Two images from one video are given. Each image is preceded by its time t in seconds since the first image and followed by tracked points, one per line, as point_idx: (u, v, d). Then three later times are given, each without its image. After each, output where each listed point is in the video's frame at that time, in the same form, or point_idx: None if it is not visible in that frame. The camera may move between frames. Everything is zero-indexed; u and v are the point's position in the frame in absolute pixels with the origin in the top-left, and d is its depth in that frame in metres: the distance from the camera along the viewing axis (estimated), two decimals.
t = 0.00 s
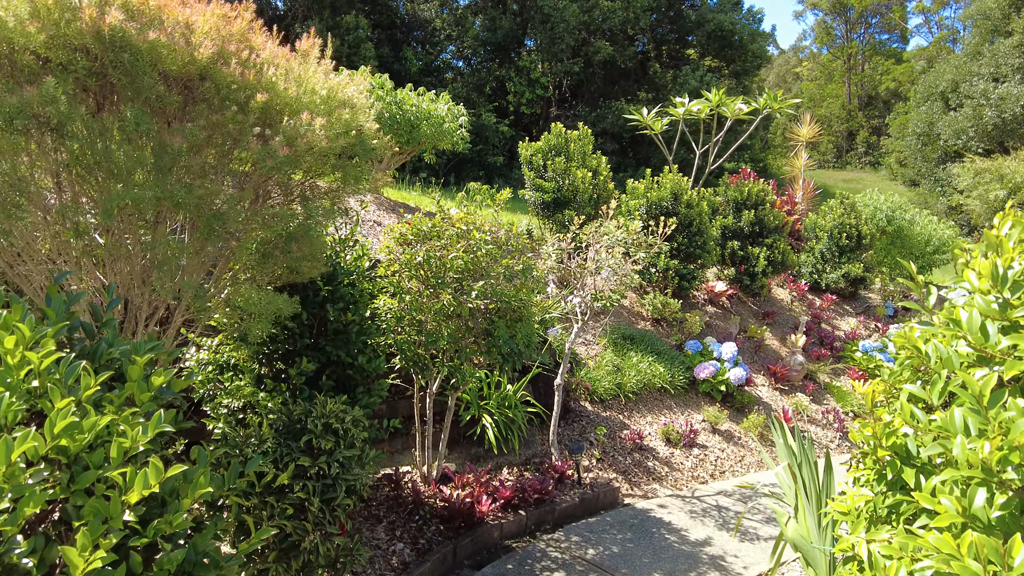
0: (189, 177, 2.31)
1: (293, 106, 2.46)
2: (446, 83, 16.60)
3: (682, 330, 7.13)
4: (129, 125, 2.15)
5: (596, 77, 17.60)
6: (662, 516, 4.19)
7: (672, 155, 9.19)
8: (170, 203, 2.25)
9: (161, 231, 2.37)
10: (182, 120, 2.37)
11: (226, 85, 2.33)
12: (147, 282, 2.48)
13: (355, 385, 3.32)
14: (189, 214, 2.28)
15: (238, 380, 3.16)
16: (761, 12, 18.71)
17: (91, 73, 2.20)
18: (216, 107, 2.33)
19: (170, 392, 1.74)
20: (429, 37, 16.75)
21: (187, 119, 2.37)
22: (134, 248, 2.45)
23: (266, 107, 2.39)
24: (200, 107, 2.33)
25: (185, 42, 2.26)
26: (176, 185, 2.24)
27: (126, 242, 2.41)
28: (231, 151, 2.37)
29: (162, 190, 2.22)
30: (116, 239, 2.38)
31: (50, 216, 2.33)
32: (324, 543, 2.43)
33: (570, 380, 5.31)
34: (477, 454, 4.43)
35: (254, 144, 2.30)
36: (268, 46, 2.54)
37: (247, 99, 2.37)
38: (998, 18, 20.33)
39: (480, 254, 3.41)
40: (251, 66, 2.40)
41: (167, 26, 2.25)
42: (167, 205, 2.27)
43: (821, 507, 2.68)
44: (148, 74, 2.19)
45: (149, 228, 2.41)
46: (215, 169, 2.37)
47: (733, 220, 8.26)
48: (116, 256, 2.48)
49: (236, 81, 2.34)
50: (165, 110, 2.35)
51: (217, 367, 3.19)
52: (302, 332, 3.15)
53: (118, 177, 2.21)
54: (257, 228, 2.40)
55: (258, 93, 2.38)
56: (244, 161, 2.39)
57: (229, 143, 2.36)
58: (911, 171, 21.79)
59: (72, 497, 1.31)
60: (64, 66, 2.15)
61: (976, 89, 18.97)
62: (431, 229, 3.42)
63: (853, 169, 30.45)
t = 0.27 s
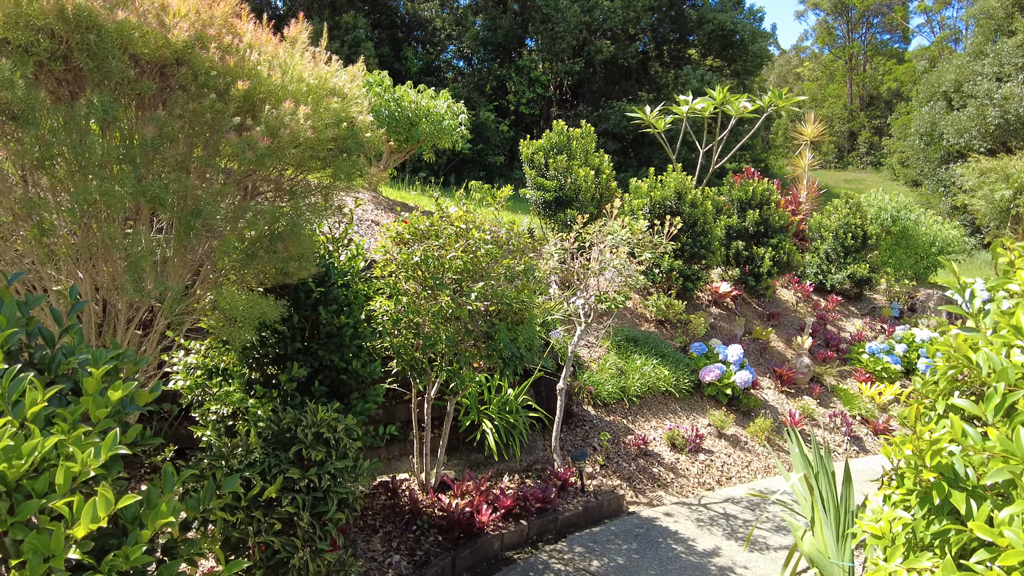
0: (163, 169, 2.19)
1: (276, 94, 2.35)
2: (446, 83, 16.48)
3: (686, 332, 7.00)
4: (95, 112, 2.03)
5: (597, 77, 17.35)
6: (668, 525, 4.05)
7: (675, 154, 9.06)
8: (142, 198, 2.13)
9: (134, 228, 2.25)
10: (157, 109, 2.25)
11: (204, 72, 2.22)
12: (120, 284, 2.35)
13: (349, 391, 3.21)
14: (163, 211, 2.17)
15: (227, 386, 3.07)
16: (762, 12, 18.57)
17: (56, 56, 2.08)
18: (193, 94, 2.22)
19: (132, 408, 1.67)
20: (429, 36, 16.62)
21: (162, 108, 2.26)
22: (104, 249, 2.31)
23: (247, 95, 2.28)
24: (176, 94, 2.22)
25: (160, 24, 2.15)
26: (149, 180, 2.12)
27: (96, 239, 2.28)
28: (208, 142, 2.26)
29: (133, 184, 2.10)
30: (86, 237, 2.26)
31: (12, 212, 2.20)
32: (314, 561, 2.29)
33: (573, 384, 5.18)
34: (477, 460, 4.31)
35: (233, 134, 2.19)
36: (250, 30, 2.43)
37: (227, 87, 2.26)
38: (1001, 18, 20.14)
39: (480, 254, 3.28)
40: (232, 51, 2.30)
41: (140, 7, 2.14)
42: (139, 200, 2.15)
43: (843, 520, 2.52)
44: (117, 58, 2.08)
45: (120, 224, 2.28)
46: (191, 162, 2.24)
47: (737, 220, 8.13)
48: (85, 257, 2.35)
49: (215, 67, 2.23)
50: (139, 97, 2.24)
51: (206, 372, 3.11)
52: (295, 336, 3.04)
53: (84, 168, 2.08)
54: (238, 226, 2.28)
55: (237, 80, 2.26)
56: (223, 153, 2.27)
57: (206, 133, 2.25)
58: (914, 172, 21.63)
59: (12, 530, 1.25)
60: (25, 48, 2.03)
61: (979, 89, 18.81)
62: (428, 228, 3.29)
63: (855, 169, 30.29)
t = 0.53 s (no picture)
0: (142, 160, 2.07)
1: (267, 81, 2.25)
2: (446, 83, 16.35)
3: (691, 333, 6.88)
4: (69, 97, 1.90)
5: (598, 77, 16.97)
6: (676, 533, 3.93)
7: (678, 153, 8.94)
8: (123, 191, 2.02)
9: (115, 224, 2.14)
10: (139, 94, 2.14)
11: (190, 55, 2.11)
12: (99, 282, 2.24)
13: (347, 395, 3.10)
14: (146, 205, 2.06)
15: (220, 391, 2.98)
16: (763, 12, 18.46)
17: (25, 33, 1.94)
18: (176, 78, 2.10)
19: (102, 420, 1.58)
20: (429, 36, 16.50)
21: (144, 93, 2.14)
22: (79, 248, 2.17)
23: (236, 81, 2.18)
24: (160, 79, 2.10)
25: None
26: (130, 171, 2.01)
27: (70, 237, 2.14)
28: (195, 131, 2.15)
29: (113, 176, 1.99)
30: (63, 232, 2.14)
31: None
32: None
33: (576, 387, 5.07)
34: (479, 466, 4.20)
35: (222, 123, 2.09)
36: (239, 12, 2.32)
37: (215, 71, 2.15)
38: (1003, 18, 19.98)
39: (483, 253, 3.16)
40: (219, 34, 2.19)
41: None
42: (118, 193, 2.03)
43: (865, 532, 2.38)
44: (94, 38, 1.95)
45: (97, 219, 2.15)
46: (175, 152, 2.13)
47: (742, 220, 8.01)
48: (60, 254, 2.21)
49: (201, 51, 2.12)
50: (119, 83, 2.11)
51: (197, 375, 3.01)
52: (290, 338, 2.93)
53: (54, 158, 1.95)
54: (227, 222, 2.18)
55: (224, 65, 2.15)
56: (210, 144, 2.16)
57: (193, 122, 2.13)
58: (915, 172, 21.52)
59: None
60: None
61: (981, 88, 18.69)
62: (429, 226, 3.17)
63: (855, 170, 30.20)
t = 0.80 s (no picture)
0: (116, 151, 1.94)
1: (253, 65, 2.12)
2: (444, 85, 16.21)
3: (694, 337, 6.76)
4: (32, 79, 1.76)
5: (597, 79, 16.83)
6: (683, 544, 3.80)
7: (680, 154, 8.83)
8: (94, 185, 1.88)
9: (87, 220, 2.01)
10: (114, 80, 2.00)
11: (170, 37, 1.98)
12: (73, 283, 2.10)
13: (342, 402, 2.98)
14: (120, 199, 1.92)
15: (208, 399, 2.86)
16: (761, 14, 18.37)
17: None
18: (153, 62, 1.97)
19: (55, 443, 1.57)
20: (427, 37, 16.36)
21: (120, 79, 2.01)
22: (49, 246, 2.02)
23: (220, 65, 2.04)
24: (136, 63, 1.97)
25: None
26: (100, 162, 1.87)
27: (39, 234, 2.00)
28: (173, 120, 2.01)
29: (82, 167, 1.85)
30: (32, 229, 2.00)
31: None
32: None
33: (579, 393, 4.95)
34: (479, 474, 4.07)
35: (203, 109, 1.95)
36: None
37: (196, 54, 2.01)
38: (1002, 20, 19.86)
39: (485, 255, 3.03)
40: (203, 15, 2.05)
41: None
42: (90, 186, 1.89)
43: (889, 549, 2.26)
44: (62, 17, 1.81)
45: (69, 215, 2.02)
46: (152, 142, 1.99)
47: (745, 222, 7.90)
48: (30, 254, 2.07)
49: (181, 33, 1.98)
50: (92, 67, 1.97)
51: (185, 382, 2.89)
52: (282, 344, 2.81)
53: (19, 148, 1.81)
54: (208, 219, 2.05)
55: (207, 47, 2.02)
56: (190, 134, 2.03)
57: (171, 109, 2.00)
58: (914, 175, 21.45)
59: None
60: None
61: (981, 90, 18.63)
62: (428, 226, 3.05)
63: (853, 172, 30.11)
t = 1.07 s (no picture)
0: (73, 136, 1.80)
1: (228, 47, 2.01)
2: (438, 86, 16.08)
3: (692, 339, 6.65)
4: None
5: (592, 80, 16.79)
6: (685, 553, 3.68)
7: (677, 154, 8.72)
8: (50, 173, 1.75)
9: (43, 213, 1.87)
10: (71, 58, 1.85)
11: (136, 13, 1.86)
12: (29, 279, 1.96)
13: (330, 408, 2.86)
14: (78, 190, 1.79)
15: (189, 406, 2.74)
16: (755, 16, 18.30)
17: None
18: (116, 39, 1.84)
19: None
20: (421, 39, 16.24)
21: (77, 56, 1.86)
22: None
23: (191, 45, 1.92)
24: (97, 40, 1.83)
25: None
26: (56, 149, 1.74)
27: None
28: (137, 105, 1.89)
29: (37, 154, 1.72)
30: None
31: None
32: None
33: (576, 396, 4.83)
34: (473, 482, 3.95)
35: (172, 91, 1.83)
36: None
37: (165, 34, 1.89)
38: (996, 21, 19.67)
39: (479, 255, 2.90)
40: None
41: None
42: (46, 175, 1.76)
43: (908, 563, 2.14)
44: None
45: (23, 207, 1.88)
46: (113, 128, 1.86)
47: (743, 222, 7.81)
48: None
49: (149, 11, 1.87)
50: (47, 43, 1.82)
51: (166, 388, 2.76)
52: (266, 348, 2.68)
53: None
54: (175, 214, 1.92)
55: (176, 24, 1.90)
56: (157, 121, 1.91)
57: (135, 93, 1.87)
58: (909, 177, 21.42)
59: None
60: None
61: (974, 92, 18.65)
62: (420, 225, 2.91)
63: (848, 174, 30.10)
